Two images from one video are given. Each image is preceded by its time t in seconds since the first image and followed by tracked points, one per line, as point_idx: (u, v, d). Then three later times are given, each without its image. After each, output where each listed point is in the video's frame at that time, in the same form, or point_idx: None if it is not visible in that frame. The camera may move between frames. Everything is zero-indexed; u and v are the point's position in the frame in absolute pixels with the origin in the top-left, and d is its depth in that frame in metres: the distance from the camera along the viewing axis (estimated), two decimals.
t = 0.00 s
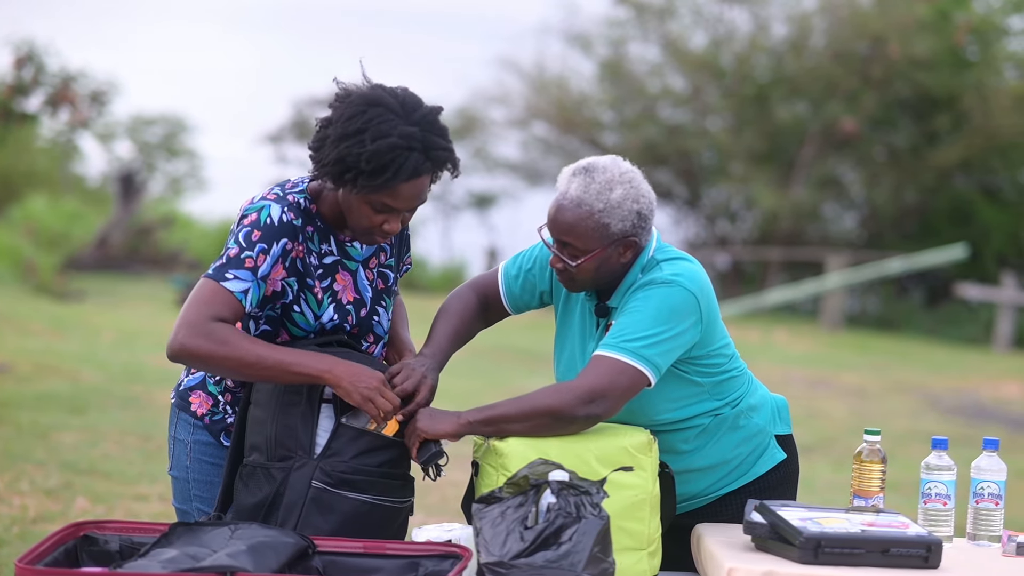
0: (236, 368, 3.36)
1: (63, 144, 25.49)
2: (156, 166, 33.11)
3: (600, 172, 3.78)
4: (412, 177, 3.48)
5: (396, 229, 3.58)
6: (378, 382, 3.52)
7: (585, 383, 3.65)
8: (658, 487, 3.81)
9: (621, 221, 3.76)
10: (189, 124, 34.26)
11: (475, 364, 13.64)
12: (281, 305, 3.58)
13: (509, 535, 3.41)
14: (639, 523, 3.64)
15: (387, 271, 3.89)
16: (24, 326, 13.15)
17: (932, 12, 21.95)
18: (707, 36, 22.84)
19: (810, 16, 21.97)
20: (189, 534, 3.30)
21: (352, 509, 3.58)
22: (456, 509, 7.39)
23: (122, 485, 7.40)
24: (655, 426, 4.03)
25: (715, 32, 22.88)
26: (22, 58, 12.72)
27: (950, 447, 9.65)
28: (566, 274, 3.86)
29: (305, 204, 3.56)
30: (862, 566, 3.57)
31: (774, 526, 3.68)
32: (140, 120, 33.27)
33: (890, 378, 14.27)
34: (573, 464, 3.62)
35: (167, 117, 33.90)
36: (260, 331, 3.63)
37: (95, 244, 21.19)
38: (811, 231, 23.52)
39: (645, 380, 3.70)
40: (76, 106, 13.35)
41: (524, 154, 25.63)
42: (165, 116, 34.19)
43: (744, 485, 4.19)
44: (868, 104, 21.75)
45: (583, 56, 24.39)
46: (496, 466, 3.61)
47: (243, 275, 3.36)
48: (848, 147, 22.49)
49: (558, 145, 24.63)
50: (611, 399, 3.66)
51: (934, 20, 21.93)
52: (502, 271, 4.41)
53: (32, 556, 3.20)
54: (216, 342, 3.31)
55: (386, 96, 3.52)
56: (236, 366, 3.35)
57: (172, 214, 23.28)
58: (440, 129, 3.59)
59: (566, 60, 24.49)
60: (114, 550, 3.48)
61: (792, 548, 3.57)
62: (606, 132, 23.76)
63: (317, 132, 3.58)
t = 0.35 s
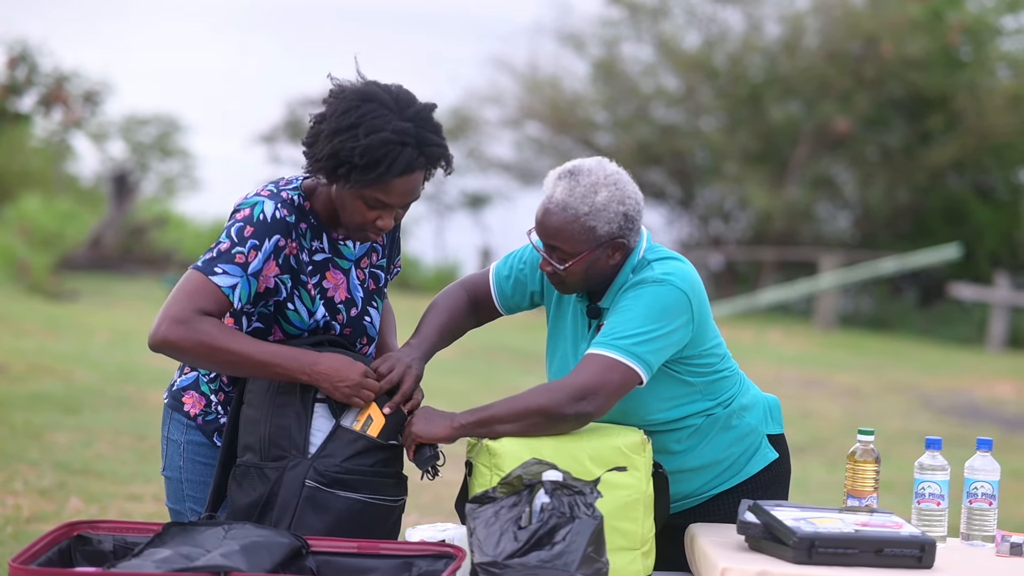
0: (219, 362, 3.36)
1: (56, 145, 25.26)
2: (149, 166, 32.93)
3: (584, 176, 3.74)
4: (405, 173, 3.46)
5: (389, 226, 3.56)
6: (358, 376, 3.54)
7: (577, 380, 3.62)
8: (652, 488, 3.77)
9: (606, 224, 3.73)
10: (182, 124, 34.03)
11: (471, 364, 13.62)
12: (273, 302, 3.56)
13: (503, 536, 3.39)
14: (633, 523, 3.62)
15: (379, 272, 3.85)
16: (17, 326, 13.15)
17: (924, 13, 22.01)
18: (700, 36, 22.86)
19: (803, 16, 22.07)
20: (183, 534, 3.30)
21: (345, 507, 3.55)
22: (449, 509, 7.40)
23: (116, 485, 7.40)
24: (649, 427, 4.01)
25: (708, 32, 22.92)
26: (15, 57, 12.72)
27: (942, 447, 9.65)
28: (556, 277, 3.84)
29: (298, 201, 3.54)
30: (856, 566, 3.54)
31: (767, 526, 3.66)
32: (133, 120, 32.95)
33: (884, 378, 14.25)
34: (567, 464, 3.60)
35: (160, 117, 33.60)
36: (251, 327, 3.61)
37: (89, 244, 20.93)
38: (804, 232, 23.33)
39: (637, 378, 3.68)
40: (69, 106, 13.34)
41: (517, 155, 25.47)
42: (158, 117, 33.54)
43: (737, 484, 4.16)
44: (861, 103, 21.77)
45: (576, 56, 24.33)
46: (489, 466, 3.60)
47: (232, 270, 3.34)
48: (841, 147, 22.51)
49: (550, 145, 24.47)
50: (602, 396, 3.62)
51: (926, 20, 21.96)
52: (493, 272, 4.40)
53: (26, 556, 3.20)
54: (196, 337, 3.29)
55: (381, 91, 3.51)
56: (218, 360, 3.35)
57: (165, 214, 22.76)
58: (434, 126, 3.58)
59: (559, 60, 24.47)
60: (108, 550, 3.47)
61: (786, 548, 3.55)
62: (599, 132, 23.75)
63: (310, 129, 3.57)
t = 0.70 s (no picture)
0: (198, 367, 3.36)
1: (51, 144, 25.19)
2: (144, 166, 32.89)
3: (581, 174, 3.74)
4: (383, 173, 3.43)
5: (371, 226, 3.53)
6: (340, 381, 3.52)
7: (565, 378, 3.61)
8: (647, 487, 3.76)
9: (603, 223, 3.72)
10: (177, 124, 34.03)
11: (467, 364, 13.61)
12: (259, 302, 3.55)
13: (497, 535, 3.36)
14: (628, 523, 3.61)
15: (368, 271, 3.86)
16: (12, 326, 13.12)
17: (920, 12, 22.03)
18: (695, 36, 22.87)
19: (798, 16, 22.06)
20: (178, 533, 3.27)
21: (329, 506, 3.53)
22: (444, 509, 7.40)
23: (110, 485, 7.40)
24: (644, 426, 3.98)
25: (703, 31, 22.93)
26: (9, 57, 12.67)
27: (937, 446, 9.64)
28: (549, 276, 3.82)
29: (282, 200, 3.54)
30: (850, 565, 3.52)
31: (762, 526, 3.64)
32: (128, 119, 32.89)
33: (878, 377, 14.24)
34: (562, 464, 3.59)
35: (155, 116, 33.54)
36: (237, 325, 3.58)
37: (83, 244, 20.86)
38: (799, 231, 23.22)
39: (628, 376, 3.66)
40: (64, 106, 13.31)
41: (512, 154, 25.45)
42: (153, 116, 33.43)
43: (732, 484, 4.13)
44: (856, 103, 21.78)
45: (571, 55, 24.33)
46: (484, 465, 3.57)
47: (215, 273, 3.35)
48: (836, 147, 22.51)
49: (546, 145, 24.47)
50: (592, 393, 3.61)
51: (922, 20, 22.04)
52: (486, 271, 4.39)
53: (21, 556, 3.18)
54: (175, 342, 3.31)
55: (362, 90, 3.51)
56: (198, 365, 3.35)
57: (161, 214, 22.68)
58: (417, 126, 3.56)
59: (555, 59, 24.44)
60: (103, 549, 3.45)
61: (781, 547, 3.53)
62: (594, 132, 23.74)
63: (294, 127, 3.57)
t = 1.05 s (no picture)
0: (199, 377, 3.30)
1: (48, 144, 25.17)
2: (140, 166, 32.86)
3: (584, 172, 3.71)
4: (365, 166, 3.40)
5: (357, 221, 3.49)
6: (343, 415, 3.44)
7: (560, 379, 3.58)
8: (643, 487, 3.73)
9: (603, 222, 3.70)
10: (174, 124, 34.01)
11: (465, 364, 13.61)
12: (252, 301, 3.54)
13: (493, 535, 3.35)
14: (625, 523, 3.59)
15: (360, 268, 3.85)
16: (9, 326, 13.12)
17: (916, 13, 22.04)
18: (692, 36, 22.86)
19: (794, 16, 22.04)
20: (175, 533, 3.22)
21: (328, 506, 3.51)
22: (441, 509, 7.40)
23: (107, 484, 7.41)
24: (639, 426, 3.95)
25: (699, 31, 22.92)
26: (5, 57, 12.66)
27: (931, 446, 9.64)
28: (545, 272, 3.79)
29: (270, 199, 3.52)
30: (847, 565, 3.49)
31: (758, 526, 3.61)
32: (124, 119, 32.85)
33: (875, 377, 14.25)
34: (558, 464, 3.54)
35: (151, 115, 33.52)
36: (234, 327, 3.59)
37: (80, 244, 20.86)
38: (796, 231, 23.10)
39: (622, 377, 3.64)
40: (60, 105, 13.31)
41: (508, 154, 25.44)
42: (150, 116, 33.39)
43: (726, 484, 4.10)
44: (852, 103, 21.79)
45: (568, 55, 24.33)
46: (481, 465, 3.54)
47: (210, 273, 3.32)
48: (832, 147, 22.51)
49: (542, 145, 24.47)
50: (586, 395, 3.58)
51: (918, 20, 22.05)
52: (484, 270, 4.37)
53: (17, 556, 3.15)
54: (182, 350, 3.26)
55: (342, 84, 3.47)
56: (199, 374, 3.29)
57: (158, 214, 22.70)
58: (399, 119, 3.52)
59: (551, 59, 24.43)
60: (99, 549, 3.41)
61: (777, 547, 3.50)
62: (591, 132, 23.74)
63: (276, 124, 3.54)
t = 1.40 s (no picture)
0: (206, 380, 3.28)
1: (46, 145, 25.15)
2: (138, 165, 32.84)
3: (590, 171, 3.66)
4: (358, 166, 3.38)
5: (350, 220, 3.49)
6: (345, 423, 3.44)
7: (558, 376, 3.55)
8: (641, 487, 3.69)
9: (608, 221, 3.65)
10: (172, 123, 33.98)
11: (463, 364, 13.60)
12: (252, 299, 3.51)
13: (491, 535, 3.30)
14: (622, 523, 3.53)
15: (358, 267, 3.82)
16: (7, 326, 13.11)
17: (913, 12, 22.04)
18: (689, 36, 22.85)
19: (792, 15, 22.04)
20: (172, 533, 3.18)
21: (329, 507, 3.49)
22: (439, 509, 7.41)
23: (105, 484, 7.42)
24: (635, 425, 3.92)
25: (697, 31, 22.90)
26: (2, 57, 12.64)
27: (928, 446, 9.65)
28: (548, 270, 3.73)
29: (269, 197, 3.50)
30: (843, 565, 3.48)
31: (756, 525, 3.60)
32: (122, 119, 32.81)
33: (872, 378, 14.25)
34: (556, 464, 3.51)
35: (149, 115, 33.52)
36: (232, 325, 3.55)
37: (78, 244, 20.84)
38: (793, 233, 23.28)
39: (621, 376, 3.60)
40: (57, 105, 13.30)
41: (506, 154, 25.45)
42: (147, 116, 33.38)
43: (722, 484, 4.05)
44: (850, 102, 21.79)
45: (566, 55, 24.32)
46: (478, 465, 3.50)
47: (213, 270, 3.30)
48: (830, 147, 22.51)
49: (540, 144, 24.48)
50: (584, 392, 3.55)
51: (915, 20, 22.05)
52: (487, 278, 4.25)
53: (13, 557, 3.14)
54: (190, 350, 3.23)
55: (336, 84, 3.47)
56: (206, 378, 3.28)
57: (155, 214, 22.67)
58: (393, 119, 3.51)
59: (549, 59, 24.41)
60: (97, 549, 3.40)
61: (774, 547, 3.49)
62: (589, 132, 23.74)
63: (270, 123, 3.54)
